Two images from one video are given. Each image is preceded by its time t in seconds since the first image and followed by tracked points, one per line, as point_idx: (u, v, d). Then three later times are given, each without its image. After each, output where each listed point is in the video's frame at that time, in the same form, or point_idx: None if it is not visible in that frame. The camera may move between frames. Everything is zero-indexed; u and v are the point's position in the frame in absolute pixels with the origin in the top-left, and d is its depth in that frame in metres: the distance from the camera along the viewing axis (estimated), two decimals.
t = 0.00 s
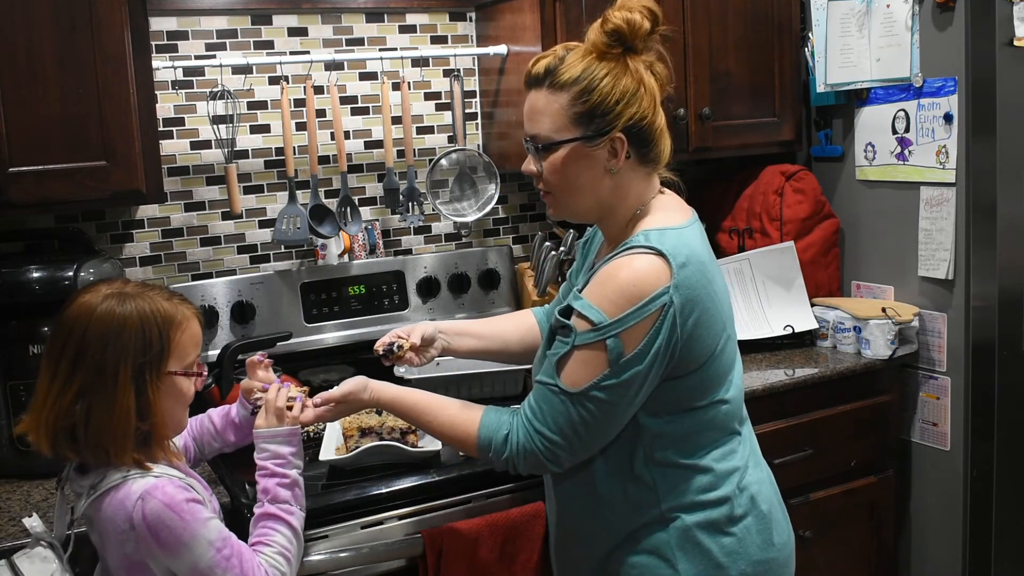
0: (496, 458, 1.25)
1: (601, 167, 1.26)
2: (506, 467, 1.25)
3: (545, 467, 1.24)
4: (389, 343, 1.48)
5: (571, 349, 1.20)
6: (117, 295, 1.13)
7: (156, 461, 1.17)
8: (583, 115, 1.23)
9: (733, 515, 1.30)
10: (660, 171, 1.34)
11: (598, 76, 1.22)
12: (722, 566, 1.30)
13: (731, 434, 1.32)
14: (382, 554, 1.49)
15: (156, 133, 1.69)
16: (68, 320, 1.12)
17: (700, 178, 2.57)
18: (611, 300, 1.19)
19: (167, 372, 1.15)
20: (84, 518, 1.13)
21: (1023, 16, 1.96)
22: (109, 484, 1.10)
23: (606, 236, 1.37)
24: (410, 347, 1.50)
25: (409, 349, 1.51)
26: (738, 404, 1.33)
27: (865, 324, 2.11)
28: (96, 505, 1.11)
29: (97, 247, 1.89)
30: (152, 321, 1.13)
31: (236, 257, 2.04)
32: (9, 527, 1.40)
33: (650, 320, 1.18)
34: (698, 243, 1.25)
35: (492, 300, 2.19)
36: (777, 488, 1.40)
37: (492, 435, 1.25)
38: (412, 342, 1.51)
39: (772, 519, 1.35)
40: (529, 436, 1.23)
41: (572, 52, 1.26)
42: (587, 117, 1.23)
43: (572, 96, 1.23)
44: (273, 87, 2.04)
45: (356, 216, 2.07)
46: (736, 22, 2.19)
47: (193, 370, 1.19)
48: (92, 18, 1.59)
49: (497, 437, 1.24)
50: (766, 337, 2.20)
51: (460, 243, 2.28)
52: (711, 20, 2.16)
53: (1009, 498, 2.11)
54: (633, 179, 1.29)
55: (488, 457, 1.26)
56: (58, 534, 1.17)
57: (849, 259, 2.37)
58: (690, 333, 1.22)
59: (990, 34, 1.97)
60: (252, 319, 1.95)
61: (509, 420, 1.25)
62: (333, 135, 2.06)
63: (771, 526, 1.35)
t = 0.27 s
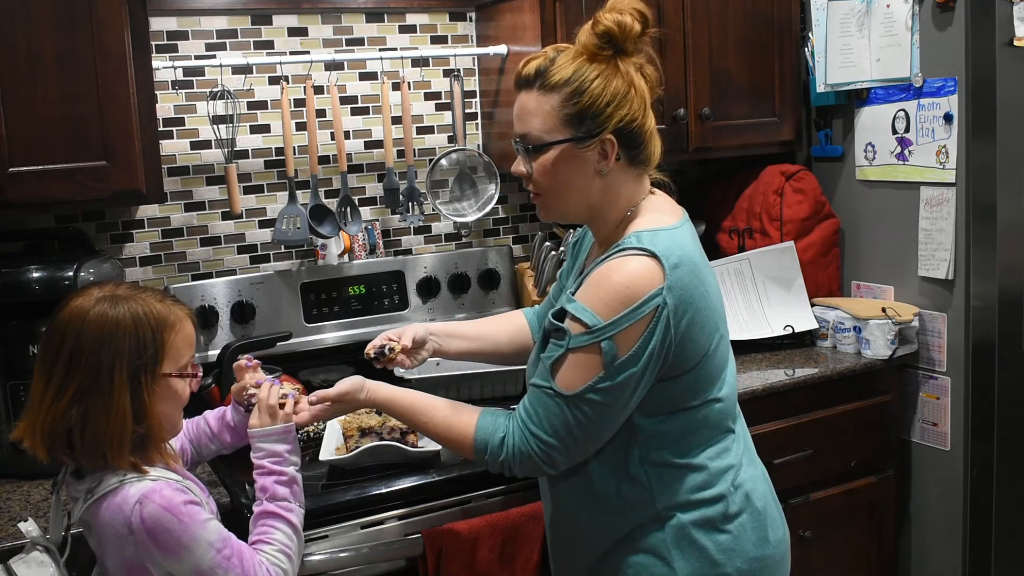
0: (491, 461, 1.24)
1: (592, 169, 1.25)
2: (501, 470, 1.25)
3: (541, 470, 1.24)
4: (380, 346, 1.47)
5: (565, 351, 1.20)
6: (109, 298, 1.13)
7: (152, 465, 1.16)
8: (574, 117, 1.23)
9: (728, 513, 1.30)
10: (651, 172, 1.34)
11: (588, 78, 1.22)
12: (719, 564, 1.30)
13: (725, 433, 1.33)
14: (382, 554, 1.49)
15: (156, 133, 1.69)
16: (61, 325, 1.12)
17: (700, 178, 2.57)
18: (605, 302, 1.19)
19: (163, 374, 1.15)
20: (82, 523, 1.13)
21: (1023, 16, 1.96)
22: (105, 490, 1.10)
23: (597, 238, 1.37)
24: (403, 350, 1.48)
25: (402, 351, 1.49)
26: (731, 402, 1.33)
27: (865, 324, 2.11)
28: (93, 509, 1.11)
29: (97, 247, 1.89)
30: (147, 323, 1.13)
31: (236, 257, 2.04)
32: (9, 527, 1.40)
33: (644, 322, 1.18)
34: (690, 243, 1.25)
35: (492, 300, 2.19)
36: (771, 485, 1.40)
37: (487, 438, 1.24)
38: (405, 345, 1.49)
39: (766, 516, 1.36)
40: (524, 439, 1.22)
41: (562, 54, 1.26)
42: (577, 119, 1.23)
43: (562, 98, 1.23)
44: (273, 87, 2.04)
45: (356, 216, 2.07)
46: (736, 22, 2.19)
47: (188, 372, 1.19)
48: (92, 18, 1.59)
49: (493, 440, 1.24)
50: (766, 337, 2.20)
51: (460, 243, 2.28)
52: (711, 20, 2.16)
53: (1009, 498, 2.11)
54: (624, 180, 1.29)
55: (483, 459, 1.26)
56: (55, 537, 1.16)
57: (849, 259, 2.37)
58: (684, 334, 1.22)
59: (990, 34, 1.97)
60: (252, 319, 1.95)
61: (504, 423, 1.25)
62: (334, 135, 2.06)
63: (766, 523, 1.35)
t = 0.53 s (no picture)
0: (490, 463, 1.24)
1: (584, 170, 1.25)
2: (500, 472, 1.25)
3: (540, 472, 1.24)
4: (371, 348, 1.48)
5: (563, 353, 1.20)
6: (108, 300, 1.13)
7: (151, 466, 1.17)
8: (565, 118, 1.23)
9: (726, 509, 1.30)
10: (642, 173, 1.34)
11: (579, 79, 1.22)
12: (718, 560, 1.30)
13: (721, 430, 1.33)
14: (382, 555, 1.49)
15: (156, 133, 1.68)
16: (60, 327, 1.12)
17: (700, 178, 2.57)
18: (602, 303, 1.19)
19: (162, 376, 1.15)
20: (78, 525, 1.13)
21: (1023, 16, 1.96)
22: (102, 492, 1.10)
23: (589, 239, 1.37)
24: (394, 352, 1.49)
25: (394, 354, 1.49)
26: (727, 400, 1.33)
27: (865, 324, 2.11)
28: (91, 511, 1.11)
29: (97, 247, 1.89)
30: (145, 326, 1.13)
31: (236, 257, 2.04)
32: (9, 527, 1.40)
33: (641, 321, 1.18)
34: (684, 242, 1.26)
35: (492, 300, 2.19)
36: (768, 481, 1.40)
37: (485, 441, 1.24)
38: (396, 347, 1.49)
39: (764, 512, 1.36)
40: (523, 441, 1.22)
41: (554, 55, 1.26)
42: (569, 121, 1.23)
43: (554, 99, 1.23)
44: (273, 87, 2.04)
45: (356, 216, 2.07)
46: (736, 22, 2.19)
47: (186, 374, 1.19)
48: (92, 18, 1.59)
49: (492, 442, 1.23)
50: (766, 336, 2.20)
51: (460, 243, 2.28)
52: (711, 20, 2.16)
53: (1010, 498, 2.11)
54: (616, 180, 1.29)
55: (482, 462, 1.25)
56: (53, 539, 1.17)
57: (849, 259, 2.37)
58: (681, 333, 1.22)
59: (990, 34, 1.97)
60: (252, 319, 1.95)
61: (502, 425, 1.25)
62: (334, 135, 2.06)
63: (763, 518, 1.35)
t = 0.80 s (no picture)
0: (494, 464, 1.24)
1: (578, 169, 1.25)
2: (503, 473, 1.25)
3: (543, 471, 1.24)
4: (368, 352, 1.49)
5: (564, 352, 1.20)
6: (92, 302, 1.13)
7: (148, 468, 1.16)
8: (561, 117, 1.23)
9: (725, 504, 1.31)
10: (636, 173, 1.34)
11: (575, 79, 1.22)
12: (718, 556, 1.30)
13: (718, 426, 1.33)
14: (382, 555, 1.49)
15: (156, 133, 1.69)
16: (49, 333, 1.12)
17: (699, 177, 2.57)
18: (601, 301, 1.19)
19: (155, 374, 1.15)
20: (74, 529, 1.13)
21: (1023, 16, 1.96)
22: (98, 494, 1.10)
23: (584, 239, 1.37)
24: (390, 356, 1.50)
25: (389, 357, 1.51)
26: (724, 395, 1.33)
27: (865, 324, 2.11)
28: (86, 513, 1.11)
29: (97, 247, 1.89)
30: (134, 325, 1.13)
31: (236, 257, 2.04)
32: (9, 527, 1.40)
33: (641, 318, 1.18)
34: (680, 239, 1.26)
35: (492, 300, 2.19)
36: (765, 476, 1.40)
37: (487, 441, 1.24)
38: (392, 350, 1.50)
39: (763, 507, 1.36)
40: (525, 441, 1.22)
41: (550, 54, 1.26)
42: (564, 120, 1.23)
43: (550, 97, 1.23)
44: (273, 87, 2.04)
45: (356, 216, 2.07)
46: (736, 22, 2.19)
47: (181, 369, 1.19)
48: (92, 18, 1.59)
49: (494, 443, 1.23)
50: (766, 336, 2.20)
51: (460, 243, 2.28)
52: (711, 20, 2.16)
53: (1010, 498, 2.11)
54: (611, 179, 1.29)
55: (484, 463, 1.25)
56: (49, 543, 1.17)
57: (849, 259, 2.37)
58: (679, 330, 1.22)
59: (990, 34, 1.96)
60: (252, 319, 1.95)
61: (504, 425, 1.25)
62: (334, 135, 2.06)
63: (762, 513, 1.35)
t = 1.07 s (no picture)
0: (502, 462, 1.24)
1: (573, 170, 1.26)
2: (510, 471, 1.25)
3: (552, 469, 1.23)
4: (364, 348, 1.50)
5: (568, 349, 1.20)
6: (82, 305, 1.13)
7: (142, 470, 1.15)
8: (554, 120, 1.23)
9: (728, 501, 1.31)
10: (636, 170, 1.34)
11: (567, 81, 1.22)
12: (722, 552, 1.30)
13: (720, 423, 1.33)
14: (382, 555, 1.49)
15: (156, 133, 1.68)
16: (39, 337, 1.12)
17: (699, 177, 2.57)
18: (605, 297, 1.19)
19: (148, 375, 1.15)
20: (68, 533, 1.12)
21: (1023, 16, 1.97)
22: (93, 497, 1.10)
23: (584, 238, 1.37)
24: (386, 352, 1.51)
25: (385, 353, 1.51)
26: (725, 392, 1.33)
27: (865, 324, 2.11)
28: (81, 517, 1.10)
29: (97, 247, 1.89)
30: (125, 326, 1.13)
31: (236, 257, 2.04)
32: (9, 527, 1.40)
33: (644, 313, 1.18)
34: (679, 236, 1.26)
35: (491, 300, 2.19)
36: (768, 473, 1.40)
37: (495, 440, 1.24)
38: (387, 346, 1.51)
39: (766, 503, 1.36)
40: (533, 439, 1.22)
41: (542, 56, 1.26)
42: (557, 122, 1.23)
43: (543, 100, 1.23)
44: (273, 87, 2.04)
45: (356, 216, 2.07)
46: (736, 22, 2.19)
47: (175, 370, 1.19)
48: (92, 18, 1.59)
49: (501, 441, 1.23)
50: (766, 337, 2.20)
51: (460, 243, 2.28)
52: (711, 20, 2.16)
53: (1010, 498, 2.11)
54: (607, 179, 1.29)
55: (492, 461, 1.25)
56: (45, 546, 1.16)
57: (849, 259, 2.37)
58: (682, 325, 1.22)
59: (990, 34, 1.97)
60: (252, 319, 1.95)
61: (511, 423, 1.25)
62: (334, 135, 2.06)
63: (766, 509, 1.36)
